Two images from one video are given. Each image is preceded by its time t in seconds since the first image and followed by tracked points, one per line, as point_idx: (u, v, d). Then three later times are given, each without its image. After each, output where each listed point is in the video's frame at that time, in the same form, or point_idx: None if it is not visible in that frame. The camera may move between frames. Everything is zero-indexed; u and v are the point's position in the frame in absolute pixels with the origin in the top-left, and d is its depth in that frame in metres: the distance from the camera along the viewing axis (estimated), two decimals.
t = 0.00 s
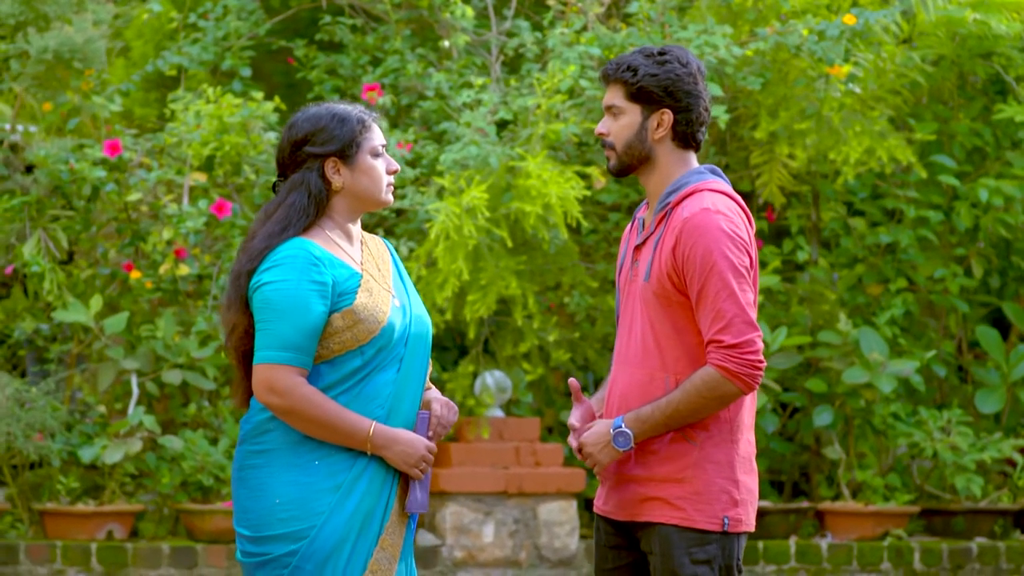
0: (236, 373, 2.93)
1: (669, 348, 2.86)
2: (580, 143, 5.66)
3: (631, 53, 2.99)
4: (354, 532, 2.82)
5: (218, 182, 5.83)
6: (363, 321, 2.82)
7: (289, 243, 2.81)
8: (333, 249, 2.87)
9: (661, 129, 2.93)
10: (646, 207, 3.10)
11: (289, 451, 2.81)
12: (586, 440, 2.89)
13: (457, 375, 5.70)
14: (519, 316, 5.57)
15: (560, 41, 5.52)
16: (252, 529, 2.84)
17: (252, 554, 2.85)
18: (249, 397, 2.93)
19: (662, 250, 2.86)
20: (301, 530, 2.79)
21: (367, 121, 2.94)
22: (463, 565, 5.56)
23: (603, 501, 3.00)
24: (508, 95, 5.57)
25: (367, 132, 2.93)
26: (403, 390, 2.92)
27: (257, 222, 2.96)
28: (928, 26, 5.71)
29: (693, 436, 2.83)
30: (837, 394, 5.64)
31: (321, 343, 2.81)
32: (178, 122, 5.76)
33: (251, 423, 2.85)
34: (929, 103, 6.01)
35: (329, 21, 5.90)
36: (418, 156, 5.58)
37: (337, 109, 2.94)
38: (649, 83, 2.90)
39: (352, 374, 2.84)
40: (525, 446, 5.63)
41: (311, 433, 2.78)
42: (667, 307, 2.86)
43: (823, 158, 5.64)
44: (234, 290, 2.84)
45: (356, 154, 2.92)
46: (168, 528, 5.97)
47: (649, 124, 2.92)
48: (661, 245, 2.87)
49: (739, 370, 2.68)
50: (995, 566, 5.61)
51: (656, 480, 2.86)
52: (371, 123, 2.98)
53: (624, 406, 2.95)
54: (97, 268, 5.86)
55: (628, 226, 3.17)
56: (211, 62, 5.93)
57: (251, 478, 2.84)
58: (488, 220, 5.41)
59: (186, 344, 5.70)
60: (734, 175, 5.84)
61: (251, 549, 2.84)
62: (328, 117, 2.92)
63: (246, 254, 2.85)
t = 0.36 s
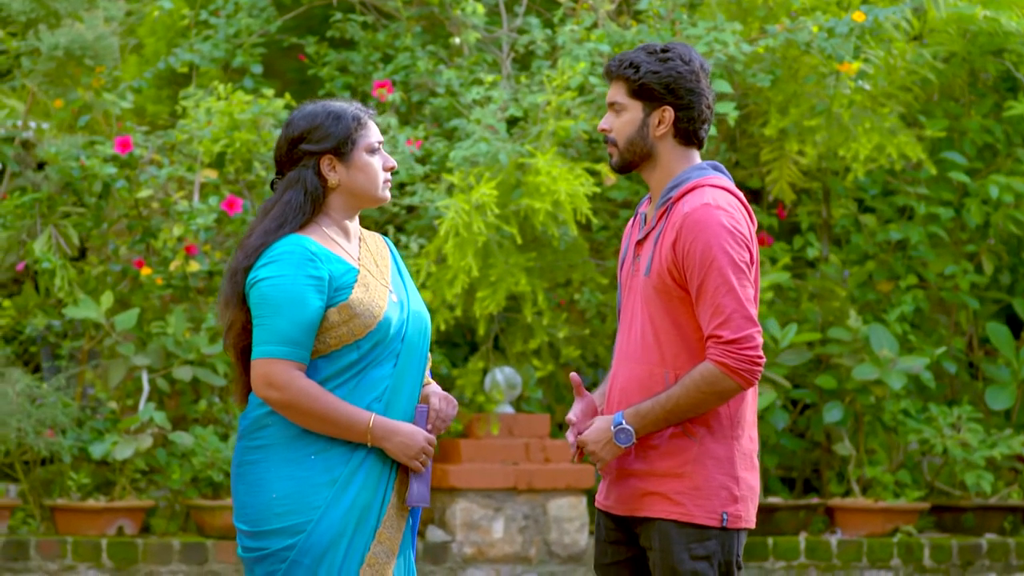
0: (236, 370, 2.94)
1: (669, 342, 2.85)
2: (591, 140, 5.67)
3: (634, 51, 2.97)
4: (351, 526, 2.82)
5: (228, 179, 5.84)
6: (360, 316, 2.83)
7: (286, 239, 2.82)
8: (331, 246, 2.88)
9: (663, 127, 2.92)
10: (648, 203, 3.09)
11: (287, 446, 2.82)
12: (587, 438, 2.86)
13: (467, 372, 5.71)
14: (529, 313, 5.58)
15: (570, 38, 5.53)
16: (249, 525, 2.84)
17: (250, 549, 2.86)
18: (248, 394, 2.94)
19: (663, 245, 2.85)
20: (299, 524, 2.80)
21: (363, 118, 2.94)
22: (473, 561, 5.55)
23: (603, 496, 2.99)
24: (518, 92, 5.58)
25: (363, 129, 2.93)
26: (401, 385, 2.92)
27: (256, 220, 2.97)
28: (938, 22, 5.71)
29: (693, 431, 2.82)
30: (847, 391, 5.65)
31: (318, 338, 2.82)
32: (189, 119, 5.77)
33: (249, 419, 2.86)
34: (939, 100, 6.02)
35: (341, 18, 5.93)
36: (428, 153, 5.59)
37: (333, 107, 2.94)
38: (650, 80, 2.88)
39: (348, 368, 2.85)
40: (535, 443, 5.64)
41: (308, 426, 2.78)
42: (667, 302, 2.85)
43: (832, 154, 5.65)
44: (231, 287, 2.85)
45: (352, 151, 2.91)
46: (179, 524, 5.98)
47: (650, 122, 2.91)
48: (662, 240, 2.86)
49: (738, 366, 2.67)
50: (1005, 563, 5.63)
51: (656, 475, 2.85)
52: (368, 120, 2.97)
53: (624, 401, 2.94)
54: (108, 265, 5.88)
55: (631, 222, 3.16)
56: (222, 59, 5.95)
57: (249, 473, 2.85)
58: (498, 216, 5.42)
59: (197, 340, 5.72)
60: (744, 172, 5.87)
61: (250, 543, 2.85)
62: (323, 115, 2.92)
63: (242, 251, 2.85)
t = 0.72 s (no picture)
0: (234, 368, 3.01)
1: (668, 340, 2.87)
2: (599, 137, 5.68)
3: (631, 51, 2.98)
4: (351, 521, 2.88)
5: (236, 177, 5.85)
6: (354, 313, 2.88)
7: (282, 238, 2.88)
8: (327, 245, 2.93)
9: (658, 127, 2.93)
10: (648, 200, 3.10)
11: (284, 443, 2.87)
12: (591, 439, 2.90)
13: (474, 369, 5.74)
14: (536, 311, 5.59)
15: (578, 36, 5.55)
16: (250, 522, 2.89)
17: (252, 546, 2.91)
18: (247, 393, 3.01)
19: (662, 243, 2.87)
20: (300, 520, 2.85)
21: (357, 118, 2.99)
22: (480, 559, 5.56)
23: (605, 493, 3.01)
24: (526, 90, 5.59)
25: (358, 129, 2.98)
26: (397, 383, 2.97)
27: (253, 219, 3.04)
28: (945, 21, 5.74)
29: (693, 429, 2.83)
30: (854, 388, 5.67)
31: (314, 335, 2.87)
32: (197, 117, 5.77)
33: (247, 418, 2.92)
34: (947, 98, 6.03)
35: (349, 16, 5.94)
36: (435, 151, 5.60)
37: (328, 107, 2.99)
38: (645, 82, 2.89)
39: (345, 365, 2.90)
40: (542, 440, 5.66)
41: (305, 424, 2.84)
42: (666, 300, 2.86)
43: (840, 152, 5.66)
44: (228, 286, 2.92)
45: (347, 151, 2.97)
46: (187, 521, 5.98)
47: (646, 122, 2.92)
48: (661, 239, 2.87)
49: (736, 365, 2.68)
50: (1012, 559, 5.66)
51: (657, 473, 2.87)
52: (363, 119, 3.03)
53: (624, 398, 2.96)
54: (117, 262, 5.85)
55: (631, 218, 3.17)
56: (231, 57, 5.97)
57: (248, 472, 2.90)
58: (505, 214, 5.42)
59: (205, 338, 5.73)
60: (752, 170, 5.89)
61: (252, 542, 2.90)
62: (318, 115, 2.98)
63: (239, 250, 2.92)
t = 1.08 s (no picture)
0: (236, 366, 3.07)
1: (677, 342, 2.90)
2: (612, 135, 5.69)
3: (631, 54, 3.01)
4: (355, 516, 2.93)
5: (247, 175, 5.91)
6: (353, 312, 2.93)
7: (281, 238, 2.94)
8: (326, 245, 2.99)
9: (658, 132, 2.97)
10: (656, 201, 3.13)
11: (284, 442, 2.93)
12: (599, 438, 2.96)
13: (486, 367, 5.72)
14: (548, 309, 5.59)
15: (590, 34, 5.55)
16: (257, 522, 2.95)
17: (261, 545, 2.96)
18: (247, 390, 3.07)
19: (669, 247, 2.90)
20: (304, 517, 2.91)
21: (357, 119, 3.04)
22: (492, 556, 5.57)
23: (617, 490, 3.05)
24: (539, 88, 5.60)
25: (358, 130, 3.03)
26: (396, 381, 3.02)
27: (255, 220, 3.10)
28: (958, 18, 5.75)
29: (703, 430, 2.86)
30: (866, 386, 5.68)
31: (313, 334, 2.93)
32: (210, 115, 5.78)
33: (247, 419, 2.98)
34: (961, 96, 6.03)
35: (362, 14, 5.97)
36: (447, 149, 5.62)
37: (328, 109, 3.04)
38: (642, 88, 2.93)
39: (344, 364, 2.95)
40: (554, 438, 5.67)
41: (303, 422, 2.90)
42: (675, 303, 2.89)
43: (851, 150, 5.66)
44: (228, 286, 2.98)
45: (346, 153, 3.02)
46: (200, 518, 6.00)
47: (645, 128, 2.96)
48: (669, 242, 2.90)
49: (741, 369, 2.71)
50: None
51: (667, 473, 2.91)
52: (364, 121, 3.07)
53: (634, 399, 3.00)
54: (130, 260, 5.88)
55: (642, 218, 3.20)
56: (244, 55, 5.98)
57: (250, 472, 2.96)
58: (517, 212, 5.43)
59: (218, 335, 5.75)
60: (764, 168, 5.91)
61: (262, 542, 2.95)
62: (318, 117, 3.03)
63: (238, 251, 2.98)
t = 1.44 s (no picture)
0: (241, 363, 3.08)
1: (680, 341, 2.91)
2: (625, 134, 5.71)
3: (632, 55, 3.01)
4: (354, 515, 2.94)
5: (261, 174, 5.89)
6: (361, 310, 2.94)
7: (289, 234, 2.95)
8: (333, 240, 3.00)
9: (661, 134, 2.97)
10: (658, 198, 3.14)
11: (286, 439, 2.94)
12: (600, 433, 2.97)
13: (498, 365, 5.73)
14: (559, 307, 5.60)
15: (602, 33, 5.57)
16: (256, 518, 2.96)
17: (258, 542, 2.97)
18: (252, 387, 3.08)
19: (673, 246, 2.90)
20: (302, 515, 2.92)
21: (363, 117, 3.05)
22: (503, 554, 5.59)
23: (617, 489, 3.06)
24: (552, 87, 5.61)
25: (363, 127, 3.04)
26: (401, 379, 3.03)
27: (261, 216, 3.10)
28: (971, 18, 5.75)
29: (704, 429, 2.87)
30: (878, 385, 5.69)
31: (320, 331, 2.93)
32: (223, 114, 5.79)
33: (251, 415, 2.99)
34: (974, 95, 6.04)
35: (375, 13, 5.99)
36: (459, 148, 5.64)
37: (333, 106, 3.05)
38: (645, 90, 2.93)
39: (350, 361, 2.96)
40: (565, 436, 5.67)
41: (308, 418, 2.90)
42: (678, 302, 2.90)
43: (863, 149, 5.66)
44: (235, 283, 2.99)
45: (352, 150, 3.03)
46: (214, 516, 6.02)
47: (648, 129, 2.97)
48: (673, 241, 2.91)
49: (747, 370, 2.72)
50: None
51: (666, 472, 2.92)
52: (369, 117, 3.08)
53: (635, 397, 3.00)
54: (143, 258, 5.89)
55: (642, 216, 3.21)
56: (257, 54, 6.00)
57: (251, 469, 2.97)
58: (529, 211, 5.44)
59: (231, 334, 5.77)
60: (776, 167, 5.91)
61: (257, 538, 2.96)
62: (323, 114, 3.04)
63: (245, 247, 2.98)
